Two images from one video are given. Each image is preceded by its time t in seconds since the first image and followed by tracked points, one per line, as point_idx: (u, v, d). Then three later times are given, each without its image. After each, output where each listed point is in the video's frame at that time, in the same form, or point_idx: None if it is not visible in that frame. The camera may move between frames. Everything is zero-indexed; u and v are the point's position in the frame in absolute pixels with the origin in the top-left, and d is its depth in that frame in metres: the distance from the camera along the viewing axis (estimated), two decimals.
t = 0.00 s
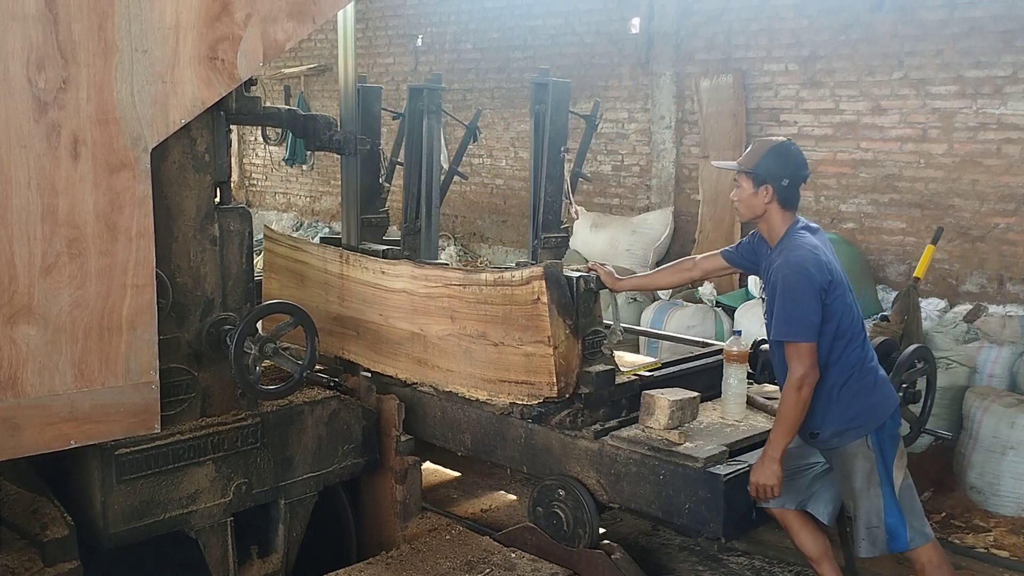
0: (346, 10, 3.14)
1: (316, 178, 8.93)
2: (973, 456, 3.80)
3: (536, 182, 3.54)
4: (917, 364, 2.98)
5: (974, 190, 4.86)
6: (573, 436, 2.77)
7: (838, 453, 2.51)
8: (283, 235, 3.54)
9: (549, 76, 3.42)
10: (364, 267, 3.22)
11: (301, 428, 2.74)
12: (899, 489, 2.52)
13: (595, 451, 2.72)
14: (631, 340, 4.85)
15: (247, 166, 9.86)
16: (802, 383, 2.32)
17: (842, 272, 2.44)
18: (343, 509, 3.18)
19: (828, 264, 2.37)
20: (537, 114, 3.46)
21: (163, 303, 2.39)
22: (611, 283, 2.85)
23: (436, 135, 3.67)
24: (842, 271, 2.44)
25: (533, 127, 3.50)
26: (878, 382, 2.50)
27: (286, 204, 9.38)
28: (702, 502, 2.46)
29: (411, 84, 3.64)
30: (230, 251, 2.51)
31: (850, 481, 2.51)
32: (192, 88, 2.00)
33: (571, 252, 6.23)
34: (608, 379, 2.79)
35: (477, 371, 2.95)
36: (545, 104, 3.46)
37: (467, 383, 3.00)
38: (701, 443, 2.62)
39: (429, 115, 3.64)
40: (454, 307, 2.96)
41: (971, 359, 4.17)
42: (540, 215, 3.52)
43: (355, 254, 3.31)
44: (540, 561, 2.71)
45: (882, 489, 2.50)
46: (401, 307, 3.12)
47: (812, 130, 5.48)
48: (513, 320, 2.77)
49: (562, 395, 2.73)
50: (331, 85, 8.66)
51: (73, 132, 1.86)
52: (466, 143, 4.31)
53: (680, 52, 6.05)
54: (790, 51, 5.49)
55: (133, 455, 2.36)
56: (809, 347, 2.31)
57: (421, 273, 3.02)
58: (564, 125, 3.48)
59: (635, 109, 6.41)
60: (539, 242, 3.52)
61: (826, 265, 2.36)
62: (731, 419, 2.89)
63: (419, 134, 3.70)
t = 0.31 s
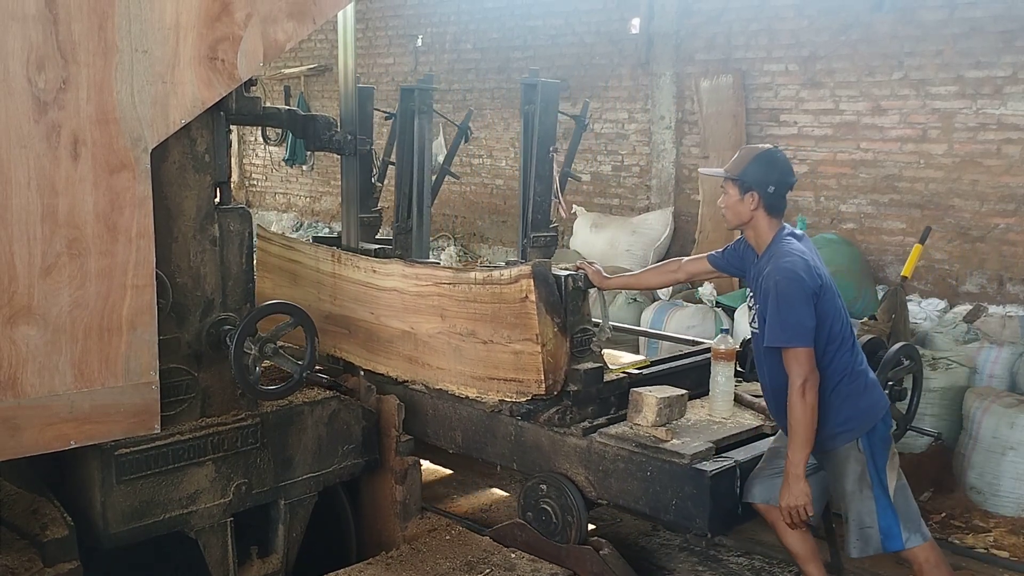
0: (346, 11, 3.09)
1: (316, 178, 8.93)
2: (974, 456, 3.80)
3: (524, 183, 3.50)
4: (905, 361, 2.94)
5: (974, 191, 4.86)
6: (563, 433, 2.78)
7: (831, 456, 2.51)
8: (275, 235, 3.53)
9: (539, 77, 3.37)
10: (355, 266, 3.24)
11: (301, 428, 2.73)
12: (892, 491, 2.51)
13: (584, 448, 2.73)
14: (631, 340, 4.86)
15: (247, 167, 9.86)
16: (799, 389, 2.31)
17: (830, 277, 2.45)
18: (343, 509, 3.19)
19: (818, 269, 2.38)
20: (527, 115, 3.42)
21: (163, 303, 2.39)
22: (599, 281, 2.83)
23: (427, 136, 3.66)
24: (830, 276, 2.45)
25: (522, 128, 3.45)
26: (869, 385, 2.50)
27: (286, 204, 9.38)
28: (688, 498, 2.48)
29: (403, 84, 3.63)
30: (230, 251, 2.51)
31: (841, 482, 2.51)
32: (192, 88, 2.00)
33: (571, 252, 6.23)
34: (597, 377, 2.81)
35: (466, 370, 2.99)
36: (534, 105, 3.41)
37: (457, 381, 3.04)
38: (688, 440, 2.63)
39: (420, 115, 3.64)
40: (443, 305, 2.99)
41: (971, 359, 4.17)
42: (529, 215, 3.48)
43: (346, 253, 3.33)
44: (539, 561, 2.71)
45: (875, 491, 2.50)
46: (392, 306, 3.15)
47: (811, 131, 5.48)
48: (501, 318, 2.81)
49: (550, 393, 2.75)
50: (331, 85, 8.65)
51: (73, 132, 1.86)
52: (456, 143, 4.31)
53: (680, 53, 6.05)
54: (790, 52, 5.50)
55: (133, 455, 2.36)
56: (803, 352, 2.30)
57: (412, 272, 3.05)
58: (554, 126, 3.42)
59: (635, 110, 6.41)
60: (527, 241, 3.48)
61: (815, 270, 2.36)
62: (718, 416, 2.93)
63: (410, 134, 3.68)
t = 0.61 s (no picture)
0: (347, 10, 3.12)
1: (316, 178, 8.92)
2: (973, 456, 3.80)
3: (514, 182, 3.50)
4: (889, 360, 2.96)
5: (974, 191, 4.86)
6: (552, 430, 2.86)
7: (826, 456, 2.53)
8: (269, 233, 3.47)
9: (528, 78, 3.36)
10: (346, 265, 3.21)
11: (301, 428, 2.73)
12: (889, 489, 2.53)
13: (572, 445, 2.81)
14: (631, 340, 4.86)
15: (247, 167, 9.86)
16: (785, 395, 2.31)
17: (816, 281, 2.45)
18: (343, 509, 3.19)
19: (803, 274, 2.38)
20: (516, 115, 3.43)
21: (163, 303, 2.39)
22: (587, 280, 2.86)
23: (418, 136, 3.64)
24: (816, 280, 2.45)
25: (512, 127, 3.46)
26: (861, 385, 2.51)
27: (286, 205, 9.38)
28: (675, 495, 2.55)
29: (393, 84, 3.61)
30: (230, 251, 2.51)
31: (837, 484, 2.53)
32: (192, 88, 2.00)
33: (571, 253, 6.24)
34: (585, 374, 2.87)
35: (457, 367, 3.01)
36: (523, 104, 3.41)
37: (447, 378, 3.06)
38: (675, 436, 2.69)
39: (411, 115, 3.61)
40: (433, 303, 3.00)
41: (971, 359, 4.18)
42: (518, 214, 3.49)
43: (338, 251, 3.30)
44: (539, 561, 2.71)
45: (871, 490, 2.51)
46: (383, 305, 3.15)
47: (811, 131, 5.48)
48: (491, 316, 2.83)
49: (538, 389, 2.80)
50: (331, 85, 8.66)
51: (73, 132, 1.86)
52: (448, 142, 4.31)
53: (680, 53, 6.05)
54: (790, 52, 5.50)
55: (133, 455, 2.36)
56: (789, 357, 2.31)
57: (402, 270, 3.04)
58: (542, 126, 3.40)
59: (635, 110, 6.41)
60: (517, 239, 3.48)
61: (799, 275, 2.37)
62: (706, 414, 2.95)
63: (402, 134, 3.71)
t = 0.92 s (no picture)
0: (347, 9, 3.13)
1: (317, 178, 8.92)
2: (974, 456, 3.80)
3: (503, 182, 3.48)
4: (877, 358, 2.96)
5: (974, 191, 4.86)
6: (540, 426, 2.88)
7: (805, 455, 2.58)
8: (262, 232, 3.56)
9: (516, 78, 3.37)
10: (338, 263, 3.27)
11: (301, 428, 2.73)
12: (866, 487, 2.58)
13: (560, 441, 2.83)
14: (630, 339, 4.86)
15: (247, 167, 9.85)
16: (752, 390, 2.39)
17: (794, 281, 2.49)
18: (343, 510, 3.18)
19: (778, 275, 2.43)
20: (505, 115, 3.43)
21: (163, 304, 2.39)
22: (574, 278, 2.88)
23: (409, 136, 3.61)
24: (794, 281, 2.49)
25: (501, 128, 3.45)
26: (838, 386, 2.56)
27: (286, 205, 9.38)
28: (660, 490, 2.58)
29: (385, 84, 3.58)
30: (230, 251, 2.51)
31: (817, 482, 2.59)
32: (192, 88, 2.00)
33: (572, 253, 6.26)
34: (573, 371, 2.90)
35: (445, 364, 3.05)
36: (512, 104, 3.40)
37: (437, 376, 3.10)
38: (661, 432, 2.73)
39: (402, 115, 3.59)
40: (423, 302, 3.04)
41: (972, 359, 4.17)
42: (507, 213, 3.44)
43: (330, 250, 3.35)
44: (539, 561, 2.71)
45: (849, 489, 2.57)
46: (374, 303, 3.19)
47: (811, 131, 5.47)
48: (479, 314, 2.87)
49: (525, 386, 2.84)
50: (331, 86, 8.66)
51: (73, 133, 1.86)
52: (439, 143, 4.29)
53: (680, 53, 6.05)
54: (790, 52, 5.49)
55: (133, 455, 2.36)
56: (759, 353, 2.38)
57: (393, 269, 3.09)
58: (531, 126, 3.39)
59: (635, 110, 6.41)
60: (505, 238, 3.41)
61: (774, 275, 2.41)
62: (693, 410, 2.98)
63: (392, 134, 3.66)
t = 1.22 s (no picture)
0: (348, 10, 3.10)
1: (317, 178, 8.93)
2: (974, 456, 3.80)
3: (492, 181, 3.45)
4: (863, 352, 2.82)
5: (974, 191, 4.86)
6: (529, 423, 2.90)
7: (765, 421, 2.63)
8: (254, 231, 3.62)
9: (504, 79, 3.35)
10: (330, 262, 3.28)
11: (301, 428, 2.73)
12: (818, 454, 2.63)
13: (550, 438, 2.85)
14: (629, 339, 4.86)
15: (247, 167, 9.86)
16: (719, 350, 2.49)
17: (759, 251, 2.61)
18: (343, 510, 3.19)
19: (744, 241, 2.54)
20: (494, 115, 3.38)
21: (163, 303, 2.39)
22: (566, 276, 2.93)
23: (401, 136, 3.56)
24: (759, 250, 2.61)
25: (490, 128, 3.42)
26: (799, 353, 2.64)
27: (286, 204, 9.39)
28: (648, 485, 2.61)
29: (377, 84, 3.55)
30: (230, 251, 2.51)
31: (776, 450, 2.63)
32: (192, 88, 2.00)
33: (572, 253, 6.27)
34: (562, 368, 2.93)
35: (435, 362, 3.04)
36: (501, 104, 3.38)
37: (427, 373, 3.09)
38: (648, 429, 2.76)
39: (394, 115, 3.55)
40: (414, 299, 3.03)
41: (972, 359, 4.18)
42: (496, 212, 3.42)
43: (322, 249, 3.37)
44: (539, 561, 2.70)
45: (804, 456, 2.61)
46: (366, 301, 3.19)
47: (811, 131, 5.48)
48: (469, 312, 2.85)
49: (514, 383, 2.83)
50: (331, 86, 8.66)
51: (73, 133, 1.86)
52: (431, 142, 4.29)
53: (680, 53, 6.05)
54: (790, 52, 5.50)
55: (133, 455, 2.36)
56: (727, 314, 2.48)
57: (384, 267, 3.08)
58: (521, 126, 3.40)
59: (635, 110, 6.40)
60: (495, 237, 3.41)
61: (740, 241, 2.54)
62: (682, 408, 3.02)
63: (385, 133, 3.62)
